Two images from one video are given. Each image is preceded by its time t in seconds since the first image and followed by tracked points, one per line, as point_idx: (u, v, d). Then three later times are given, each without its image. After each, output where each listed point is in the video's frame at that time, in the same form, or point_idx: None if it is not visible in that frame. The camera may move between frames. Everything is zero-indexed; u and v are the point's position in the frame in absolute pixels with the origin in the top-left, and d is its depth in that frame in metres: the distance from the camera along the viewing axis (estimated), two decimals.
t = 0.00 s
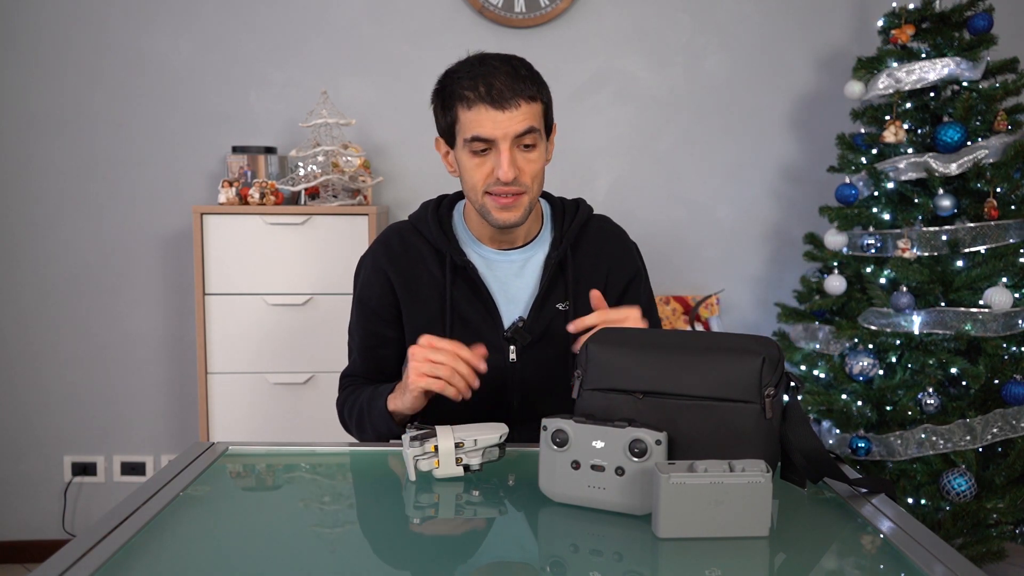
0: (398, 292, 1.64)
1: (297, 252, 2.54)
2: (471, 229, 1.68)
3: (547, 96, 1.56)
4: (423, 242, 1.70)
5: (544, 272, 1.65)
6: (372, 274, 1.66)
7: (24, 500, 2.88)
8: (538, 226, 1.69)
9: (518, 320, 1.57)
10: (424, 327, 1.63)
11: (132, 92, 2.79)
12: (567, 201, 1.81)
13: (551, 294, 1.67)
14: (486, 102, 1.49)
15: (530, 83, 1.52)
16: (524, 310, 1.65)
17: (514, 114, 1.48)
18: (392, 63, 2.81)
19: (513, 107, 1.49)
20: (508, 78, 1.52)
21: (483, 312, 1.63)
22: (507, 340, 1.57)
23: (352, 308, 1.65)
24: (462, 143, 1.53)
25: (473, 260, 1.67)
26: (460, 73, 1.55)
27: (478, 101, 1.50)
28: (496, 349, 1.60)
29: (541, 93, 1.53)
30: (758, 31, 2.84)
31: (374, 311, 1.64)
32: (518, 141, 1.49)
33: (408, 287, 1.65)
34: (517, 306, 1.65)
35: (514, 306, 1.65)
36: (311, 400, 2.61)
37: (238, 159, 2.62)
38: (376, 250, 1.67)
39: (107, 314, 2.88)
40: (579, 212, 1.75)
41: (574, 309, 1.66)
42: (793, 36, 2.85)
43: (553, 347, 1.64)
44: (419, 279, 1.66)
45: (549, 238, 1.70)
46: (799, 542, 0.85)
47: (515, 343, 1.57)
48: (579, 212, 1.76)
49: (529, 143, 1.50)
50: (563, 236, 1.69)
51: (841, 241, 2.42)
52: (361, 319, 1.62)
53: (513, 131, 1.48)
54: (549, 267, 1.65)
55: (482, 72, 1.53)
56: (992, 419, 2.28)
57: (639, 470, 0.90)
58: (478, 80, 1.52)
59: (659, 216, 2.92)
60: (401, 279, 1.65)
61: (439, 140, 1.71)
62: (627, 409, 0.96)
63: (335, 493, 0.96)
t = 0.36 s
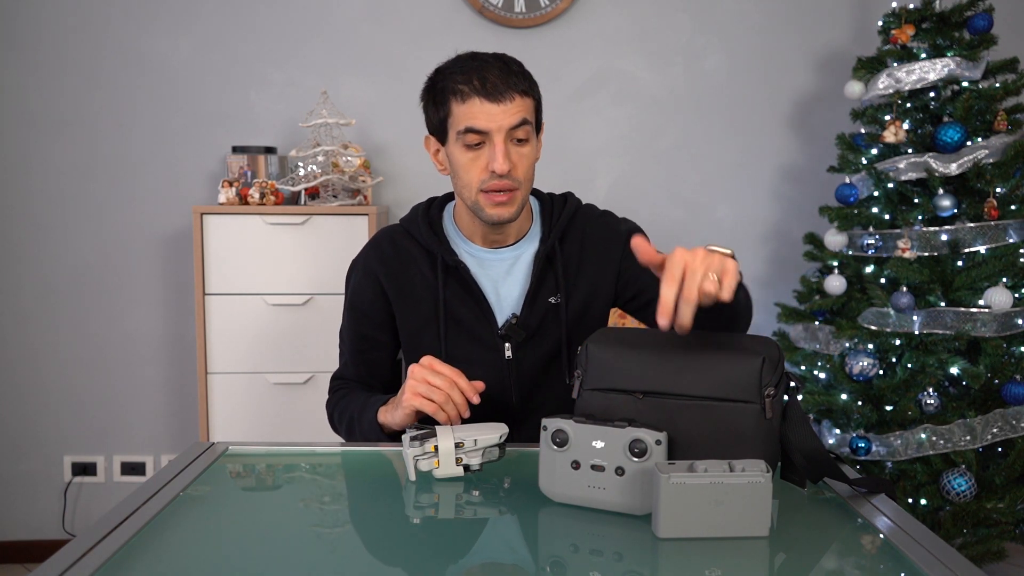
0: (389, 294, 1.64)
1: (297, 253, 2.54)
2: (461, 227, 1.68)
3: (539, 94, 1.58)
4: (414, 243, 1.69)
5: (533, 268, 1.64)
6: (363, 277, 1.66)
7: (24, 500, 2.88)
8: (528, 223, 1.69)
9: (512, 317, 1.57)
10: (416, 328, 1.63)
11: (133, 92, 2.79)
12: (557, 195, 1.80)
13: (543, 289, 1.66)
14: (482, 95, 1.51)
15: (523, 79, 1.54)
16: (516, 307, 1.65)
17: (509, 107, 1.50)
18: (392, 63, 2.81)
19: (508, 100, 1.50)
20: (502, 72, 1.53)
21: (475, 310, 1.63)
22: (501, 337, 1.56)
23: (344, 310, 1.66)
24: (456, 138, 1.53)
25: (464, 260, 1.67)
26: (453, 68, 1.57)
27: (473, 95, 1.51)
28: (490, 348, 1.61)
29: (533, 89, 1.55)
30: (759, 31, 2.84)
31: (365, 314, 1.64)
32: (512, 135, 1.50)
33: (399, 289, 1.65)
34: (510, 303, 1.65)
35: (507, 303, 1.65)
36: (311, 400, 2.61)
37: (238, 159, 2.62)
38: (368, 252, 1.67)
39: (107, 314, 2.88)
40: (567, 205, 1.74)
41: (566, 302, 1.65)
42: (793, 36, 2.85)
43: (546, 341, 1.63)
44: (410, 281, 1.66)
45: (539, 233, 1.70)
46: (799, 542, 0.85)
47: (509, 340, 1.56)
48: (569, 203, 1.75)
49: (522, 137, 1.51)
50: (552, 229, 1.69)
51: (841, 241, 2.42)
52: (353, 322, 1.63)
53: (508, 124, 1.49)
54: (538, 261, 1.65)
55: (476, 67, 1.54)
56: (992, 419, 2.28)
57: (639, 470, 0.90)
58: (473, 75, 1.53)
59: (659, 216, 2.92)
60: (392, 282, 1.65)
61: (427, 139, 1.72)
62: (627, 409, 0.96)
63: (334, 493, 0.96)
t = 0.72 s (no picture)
0: (374, 302, 1.66)
1: (297, 253, 2.54)
2: (443, 229, 1.67)
3: (503, 86, 1.58)
4: (398, 248, 1.70)
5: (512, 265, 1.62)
6: (350, 287, 1.69)
7: (24, 500, 2.88)
8: (508, 220, 1.67)
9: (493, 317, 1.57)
10: (402, 333, 1.64)
11: (133, 92, 2.79)
12: (541, 187, 1.77)
13: (523, 285, 1.63)
14: (443, 94, 1.50)
15: (483, 72, 1.53)
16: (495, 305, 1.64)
17: (473, 103, 1.49)
18: (392, 63, 2.81)
19: (469, 96, 1.49)
20: (461, 69, 1.52)
21: (457, 313, 1.62)
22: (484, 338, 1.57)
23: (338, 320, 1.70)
24: (423, 139, 1.53)
25: (445, 261, 1.67)
26: (413, 70, 1.56)
27: (434, 95, 1.50)
28: (474, 349, 1.60)
29: (495, 82, 1.54)
30: (759, 31, 2.84)
31: (355, 323, 1.67)
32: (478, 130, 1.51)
33: (384, 296, 1.67)
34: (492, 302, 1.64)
35: (490, 304, 1.64)
36: (311, 399, 2.61)
37: (238, 159, 2.62)
38: (353, 262, 1.69)
39: (107, 314, 2.88)
40: (547, 197, 1.71)
41: (547, 297, 1.62)
42: (793, 36, 2.85)
43: (531, 338, 1.61)
44: (394, 287, 1.67)
45: (518, 229, 1.68)
46: (799, 542, 0.85)
47: (492, 340, 1.57)
48: (547, 196, 1.72)
49: (488, 132, 1.51)
50: (529, 222, 1.66)
51: (841, 241, 2.42)
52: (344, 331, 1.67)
53: (474, 121, 1.49)
54: (515, 256, 1.63)
55: (435, 66, 1.53)
56: (992, 419, 2.28)
57: (639, 470, 0.90)
58: (432, 75, 1.52)
59: (659, 216, 2.92)
60: (377, 289, 1.66)
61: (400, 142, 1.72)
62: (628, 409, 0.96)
63: (333, 493, 0.96)
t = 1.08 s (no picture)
0: (372, 302, 1.66)
1: (297, 253, 2.54)
2: (439, 229, 1.67)
3: (497, 86, 1.58)
4: (394, 248, 1.70)
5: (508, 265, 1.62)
6: (347, 288, 1.69)
7: (24, 501, 2.88)
8: (505, 219, 1.67)
9: (488, 316, 1.57)
10: (398, 333, 1.64)
11: (133, 92, 2.79)
12: (538, 186, 1.77)
13: (519, 285, 1.63)
14: (435, 95, 1.50)
15: (477, 73, 1.53)
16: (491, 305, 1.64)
17: (464, 104, 1.50)
18: (391, 63, 2.81)
19: (461, 98, 1.50)
20: (455, 69, 1.52)
21: (452, 313, 1.62)
22: (481, 337, 1.57)
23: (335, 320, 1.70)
24: (416, 139, 1.54)
25: (442, 261, 1.67)
26: (408, 70, 1.56)
27: (426, 95, 1.51)
28: (471, 348, 1.60)
29: (488, 83, 1.54)
30: (758, 31, 2.84)
31: (352, 323, 1.67)
32: (469, 131, 1.51)
33: (381, 296, 1.67)
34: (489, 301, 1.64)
35: (486, 304, 1.64)
36: (311, 399, 2.61)
37: (238, 159, 2.62)
38: (350, 263, 1.69)
39: (107, 314, 2.88)
40: (544, 195, 1.71)
41: (544, 297, 1.62)
42: (793, 36, 2.85)
43: (527, 338, 1.60)
44: (390, 287, 1.67)
45: (514, 229, 1.68)
46: (799, 542, 0.85)
47: (489, 339, 1.57)
48: (542, 195, 1.72)
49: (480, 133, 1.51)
50: (524, 221, 1.66)
51: (841, 241, 2.42)
52: (341, 331, 1.67)
53: (465, 122, 1.50)
54: (511, 256, 1.63)
55: (428, 66, 1.53)
56: (992, 419, 2.28)
57: (639, 470, 0.90)
58: (425, 75, 1.52)
59: (659, 216, 2.92)
60: (373, 290, 1.67)
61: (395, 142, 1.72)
62: (626, 409, 0.96)
63: (334, 493, 0.96)
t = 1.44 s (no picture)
0: (375, 302, 1.66)
1: (297, 253, 2.54)
2: (442, 229, 1.67)
3: (501, 87, 1.58)
4: (398, 249, 1.70)
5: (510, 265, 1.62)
6: (351, 288, 1.69)
7: (24, 500, 2.88)
8: (508, 219, 1.67)
9: (490, 316, 1.57)
10: (402, 334, 1.64)
11: (133, 93, 2.79)
12: (541, 186, 1.77)
13: (522, 285, 1.63)
14: (437, 96, 1.50)
15: (480, 75, 1.53)
16: (494, 305, 1.64)
17: (467, 106, 1.50)
18: (391, 63, 2.81)
19: (464, 99, 1.50)
20: (459, 70, 1.52)
21: (455, 312, 1.62)
22: (483, 337, 1.57)
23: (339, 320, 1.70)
24: (419, 140, 1.54)
25: (445, 261, 1.66)
26: (413, 70, 1.55)
27: (429, 96, 1.50)
28: (474, 348, 1.60)
29: (492, 84, 1.54)
30: (759, 31, 2.84)
31: (355, 323, 1.67)
32: (472, 133, 1.51)
33: (385, 296, 1.67)
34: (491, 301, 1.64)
35: (489, 304, 1.64)
36: (311, 399, 2.61)
37: (238, 159, 2.62)
38: (354, 263, 1.69)
39: (107, 314, 2.88)
40: (547, 195, 1.71)
41: (547, 297, 1.62)
42: (793, 36, 2.85)
43: (530, 338, 1.60)
44: (394, 287, 1.67)
45: (518, 229, 1.68)
46: (799, 542, 0.85)
47: (492, 339, 1.57)
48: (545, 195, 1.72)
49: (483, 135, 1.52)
50: (528, 221, 1.66)
51: (841, 241, 2.42)
52: (345, 331, 1.67)
53: (468, 124, 1.50)
54: (514, 256, 1.63)
55: (433, 67, 1.53)
56: (993, 419, 2.28)
57: (639, 470, 0.90)
58: (429, 75, 1.52)
59: (659, 216, 2.92)
60: (377, 290, 1.66)
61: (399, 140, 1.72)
62: (627, 409, 0.96)
63: (334, 493, 0.96)
